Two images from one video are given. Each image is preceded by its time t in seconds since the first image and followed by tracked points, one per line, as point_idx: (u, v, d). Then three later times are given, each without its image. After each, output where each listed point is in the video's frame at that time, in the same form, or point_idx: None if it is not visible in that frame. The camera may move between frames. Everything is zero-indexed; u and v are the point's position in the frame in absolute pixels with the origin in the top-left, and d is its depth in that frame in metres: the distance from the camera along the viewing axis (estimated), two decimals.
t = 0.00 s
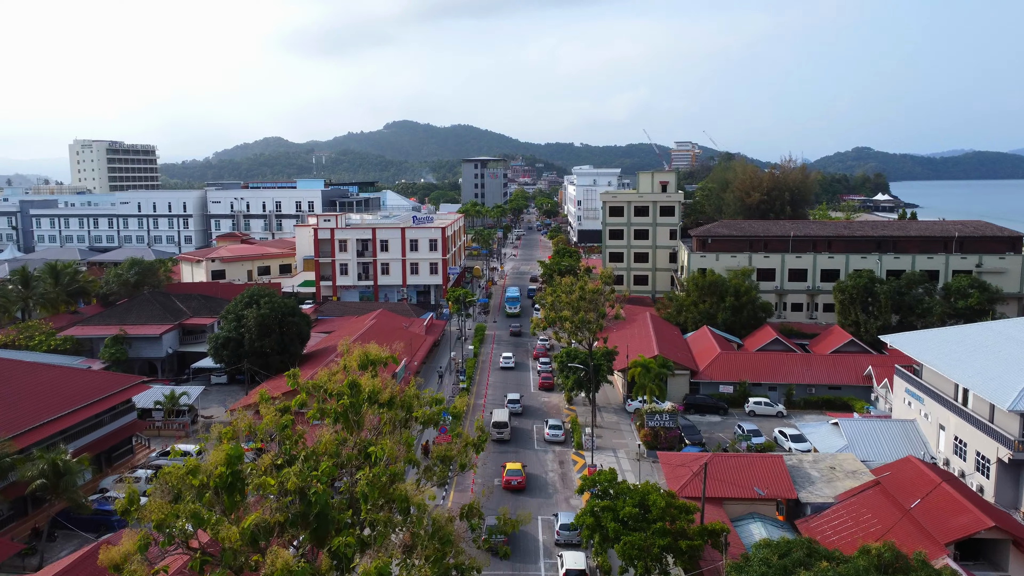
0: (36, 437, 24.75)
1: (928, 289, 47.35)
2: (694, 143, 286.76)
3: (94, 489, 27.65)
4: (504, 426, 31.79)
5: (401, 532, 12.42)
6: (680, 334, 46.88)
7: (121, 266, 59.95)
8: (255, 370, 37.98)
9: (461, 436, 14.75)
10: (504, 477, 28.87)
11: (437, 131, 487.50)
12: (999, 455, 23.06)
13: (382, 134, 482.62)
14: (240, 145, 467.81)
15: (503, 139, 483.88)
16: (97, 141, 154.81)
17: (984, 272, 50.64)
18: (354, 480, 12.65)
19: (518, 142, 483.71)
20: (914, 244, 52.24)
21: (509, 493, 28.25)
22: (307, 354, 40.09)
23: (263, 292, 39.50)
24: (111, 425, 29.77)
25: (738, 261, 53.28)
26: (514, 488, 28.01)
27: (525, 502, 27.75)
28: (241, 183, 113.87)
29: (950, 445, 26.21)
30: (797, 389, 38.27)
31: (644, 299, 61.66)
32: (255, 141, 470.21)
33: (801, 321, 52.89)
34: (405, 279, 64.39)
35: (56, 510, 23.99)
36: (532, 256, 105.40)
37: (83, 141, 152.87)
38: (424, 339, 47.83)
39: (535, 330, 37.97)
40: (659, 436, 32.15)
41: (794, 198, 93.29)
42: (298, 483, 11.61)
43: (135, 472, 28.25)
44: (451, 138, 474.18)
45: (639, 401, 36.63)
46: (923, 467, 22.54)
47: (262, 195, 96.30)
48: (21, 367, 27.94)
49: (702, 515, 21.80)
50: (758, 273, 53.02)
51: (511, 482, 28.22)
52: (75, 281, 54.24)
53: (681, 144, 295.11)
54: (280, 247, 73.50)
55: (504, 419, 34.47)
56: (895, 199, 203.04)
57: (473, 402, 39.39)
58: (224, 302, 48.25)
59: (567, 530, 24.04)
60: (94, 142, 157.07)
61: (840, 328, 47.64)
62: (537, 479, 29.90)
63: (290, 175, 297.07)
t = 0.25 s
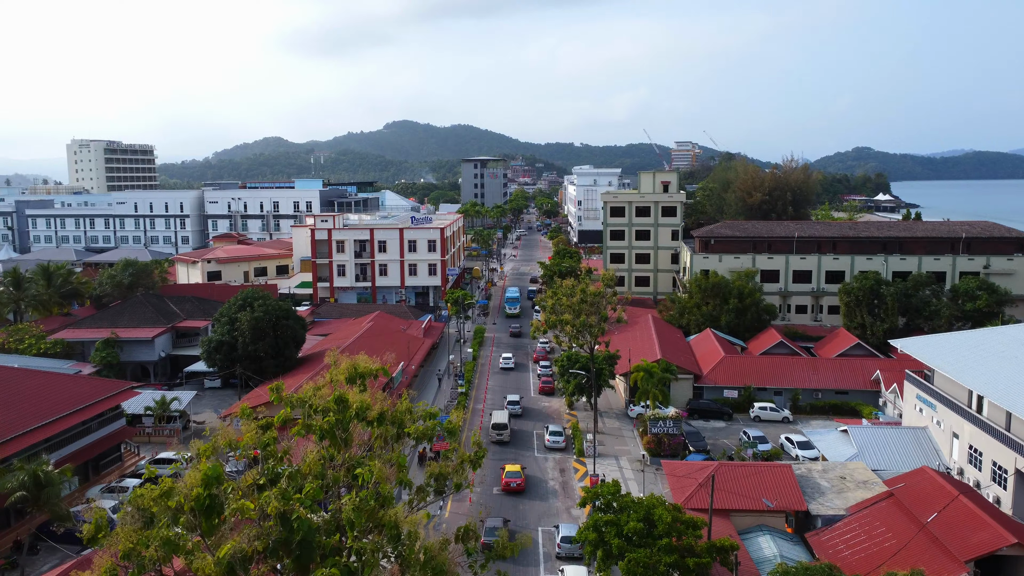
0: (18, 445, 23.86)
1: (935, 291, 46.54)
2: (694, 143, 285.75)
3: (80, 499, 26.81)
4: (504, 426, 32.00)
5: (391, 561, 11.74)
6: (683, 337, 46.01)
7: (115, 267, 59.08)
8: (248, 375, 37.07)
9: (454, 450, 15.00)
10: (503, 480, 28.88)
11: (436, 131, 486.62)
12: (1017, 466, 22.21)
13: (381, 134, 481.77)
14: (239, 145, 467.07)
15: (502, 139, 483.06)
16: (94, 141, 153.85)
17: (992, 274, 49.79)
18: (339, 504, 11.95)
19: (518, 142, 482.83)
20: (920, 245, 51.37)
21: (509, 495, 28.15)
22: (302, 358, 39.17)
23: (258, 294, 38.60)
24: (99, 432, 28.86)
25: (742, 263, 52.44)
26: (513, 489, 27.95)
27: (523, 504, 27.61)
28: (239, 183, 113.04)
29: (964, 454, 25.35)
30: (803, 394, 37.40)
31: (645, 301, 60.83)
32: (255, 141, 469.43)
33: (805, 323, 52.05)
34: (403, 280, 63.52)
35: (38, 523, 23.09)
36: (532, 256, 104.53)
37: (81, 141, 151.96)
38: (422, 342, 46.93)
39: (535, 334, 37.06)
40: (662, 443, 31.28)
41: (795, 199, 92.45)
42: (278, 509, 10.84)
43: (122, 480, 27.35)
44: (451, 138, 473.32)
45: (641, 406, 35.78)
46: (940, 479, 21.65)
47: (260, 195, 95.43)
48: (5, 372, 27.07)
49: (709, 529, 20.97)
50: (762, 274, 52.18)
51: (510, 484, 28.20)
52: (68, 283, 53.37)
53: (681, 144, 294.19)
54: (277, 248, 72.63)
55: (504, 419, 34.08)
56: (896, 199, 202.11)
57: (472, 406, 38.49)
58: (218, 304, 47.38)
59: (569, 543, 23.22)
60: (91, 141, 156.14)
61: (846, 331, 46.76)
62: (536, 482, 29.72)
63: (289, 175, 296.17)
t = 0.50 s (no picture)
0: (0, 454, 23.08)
1: (942, 293, 45.80)
2: (694, 143, 284.88)
3: (66, 508, 26.13)
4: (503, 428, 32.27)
5: None
6: (685, 340, 45.26)
7: (109, 268, 58.31)
8: (243, 379, 36.34)
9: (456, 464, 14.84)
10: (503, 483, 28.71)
11: (436, 131, 485.84)
12: None
13: (381, 134, 480.98)
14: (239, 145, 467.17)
15: (502, 139, 482.53)
16: (93, 141, 153.03)
17: (999, 275, 49.04)
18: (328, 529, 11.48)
19: (517, 143, 482.04)
20: (926, 247, 50.59)
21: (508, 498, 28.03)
22: (298, 360, 38.40)
23: (252, 296, 37.80)
24: (86, 440, 28.07)
25: (745, 264, 51.71)
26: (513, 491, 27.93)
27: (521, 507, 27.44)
28: (237, 183, 112.27)
29: (977, 461, 24.60)
30: (809, 398, 36.63)
31: (646, 303, 60.11)
32: (255, 141, 469.43)
33: (809, 325, 51.32)
34: (402, 281, 62.75)
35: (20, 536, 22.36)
36: (532, 257, 103.74)
37: (79, 141, 151.27)
38: (420, 345, 46.16)
39: (535, 338, 36.28)
40: (665, 449, 30.51)
41: (797, 199, 91.65)
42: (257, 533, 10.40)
43: (109, 490, 26.62)
44: (451, 138, 472.51)
45: (643, 411, 35.04)
46: (954, 489, 20.94)
47: (258, 196, 94.66)
48: None
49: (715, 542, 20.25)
50: (765, 276, 51.46)
51: (509, 486, 28.07)
52: (62, 284, 52.60)
53: (681, 144, 293.28)
54: (274, 249, 71.89)
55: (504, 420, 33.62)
56: (897, 199, 201.26)
57: (471, 411, 37.75)
58: (213, 306, 46.62)
59: (570, 556, 22.66)
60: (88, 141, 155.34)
61: (851, 333, 46.01)
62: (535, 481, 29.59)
63: (289, 175, 295.32)
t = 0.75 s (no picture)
0: None
1: (949, 295, 44.94)
2: (694, 144, 283.93)
3: (51, 519, 25.36)
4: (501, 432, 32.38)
5: None
6: (688, 343, 44.43)
7: (103, 269, 57.45)
8: (236, 384, 35.46)
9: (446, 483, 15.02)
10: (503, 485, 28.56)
11: (436, 131, 484.97)
12: None
13: (381, 134, 480.02)
14: (239, 145, 466.36)
15: (502, 139, 481.61)
16: (90, 141, 152.10)
17: (1007, 277, 48.19)
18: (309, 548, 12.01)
19: (517, 143, 481.11)
20: (933, 248, 49.74)
21: (508, 500, 27.81)
22: (294, 365, 37.53)
23: (245, 299, 36.90)
24: (73, 447, 27.29)
25: (748, 265, 50.87)
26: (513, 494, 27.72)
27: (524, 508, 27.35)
28: (234, 183, 111.42)
29: (993, 471, 23.73)
30: (815, 403, 35.79)
31: (648, 305, 59.26)
32: (255, 141, 468.68)
33: (814, 327, 50.47)
34: (400, 283, 61.92)
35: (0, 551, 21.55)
36: (532, 258, 102.84)
37: (76, 141, 150.43)
38: (418, 348, 45.28)
39: (535, 341, 35.43)
40: (669, 457, 29.61)
41: (799, 199, 90.72)
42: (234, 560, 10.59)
43: (96, 501, 25.85)
44: (451, 138, 471.62)
45: (646, 417, 34.23)
46: (971, 502, 20.16)
47: (255, 196, 93.78)
48: None
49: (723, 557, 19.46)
50: (769, 277, 50.62)
51: (509, 489, 27.83)
52: (54, 286, 51.74)
53: (681, 144, 292.27)
54: (271, 250, 71.05)
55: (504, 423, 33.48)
56: (898, 199, 200.26)
57: (470, 416, 36.93)
58: (208, 308, 45.78)
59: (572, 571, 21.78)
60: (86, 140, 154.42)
61: (857, 336, 45.16)
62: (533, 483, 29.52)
63: (288, 175, 294.48)
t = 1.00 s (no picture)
0: None
1: (956, 297, 44.20)
2: (694, 144, 283.19)
3: (35, 530, 24.67)
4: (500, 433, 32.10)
5: None
6: (691, 345, 43.69)
7: (98, 270, 56.68)
8: (230, 388, 34.68)
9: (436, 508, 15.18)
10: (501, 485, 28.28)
11: (436, 131, 484.20)
12: None
13: (380, 134, 479.28)
14: (238, 145, 465.62)
15: (502, 139, 481.04)
16: (88, 141, 151.16)
17: (1015, 279, 47.41)
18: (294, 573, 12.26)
19: (517, 143, 480.37)
20: (939, 249, 48.98)
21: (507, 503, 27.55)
22: (289, 369, 36.77)
23: (239, 302, 36.18)
24: (60, 455, 26.53)
25: (751, 266, 50.12)
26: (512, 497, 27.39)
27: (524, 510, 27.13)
28: (232, 183, 110.67)
29: (1008, 480, 22.96)
30: (821, 408, 35.03)
31: (649, 306, 58.51)
32: (254, 141, 468.06)
33: (818, 329, 49.72)
34: (398, 284, 61.17)
35: None
36: (532, 258, 102.05)
37: (74, 141, 149.69)
38: (416, 351, 44.51)
39: (536, 345, 34.64)
40: (673, 464, 28.87)
41: (800, 200, 89.93)
42: None
43: (82, 510, 25.13)
44: (450, 138, 470.89)
45: (648, 422, 33.49)
46: (988, 515, 19.43)
47: (253, 196, 92.99)
48: None
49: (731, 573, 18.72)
50: (772, 279, 49.87)
51: (508, 491, 27.54)
52: (47, 287, 50.93)
53: (681, 144, 291.48)
54: (268, 250, 70.31)
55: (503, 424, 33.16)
56: (899, 199, 199.44)
57: (469, 421, 36.17)
58: (202, 310, 45.00)
59: None
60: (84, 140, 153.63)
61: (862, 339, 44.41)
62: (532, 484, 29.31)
63: (288, 175, 293.78)
